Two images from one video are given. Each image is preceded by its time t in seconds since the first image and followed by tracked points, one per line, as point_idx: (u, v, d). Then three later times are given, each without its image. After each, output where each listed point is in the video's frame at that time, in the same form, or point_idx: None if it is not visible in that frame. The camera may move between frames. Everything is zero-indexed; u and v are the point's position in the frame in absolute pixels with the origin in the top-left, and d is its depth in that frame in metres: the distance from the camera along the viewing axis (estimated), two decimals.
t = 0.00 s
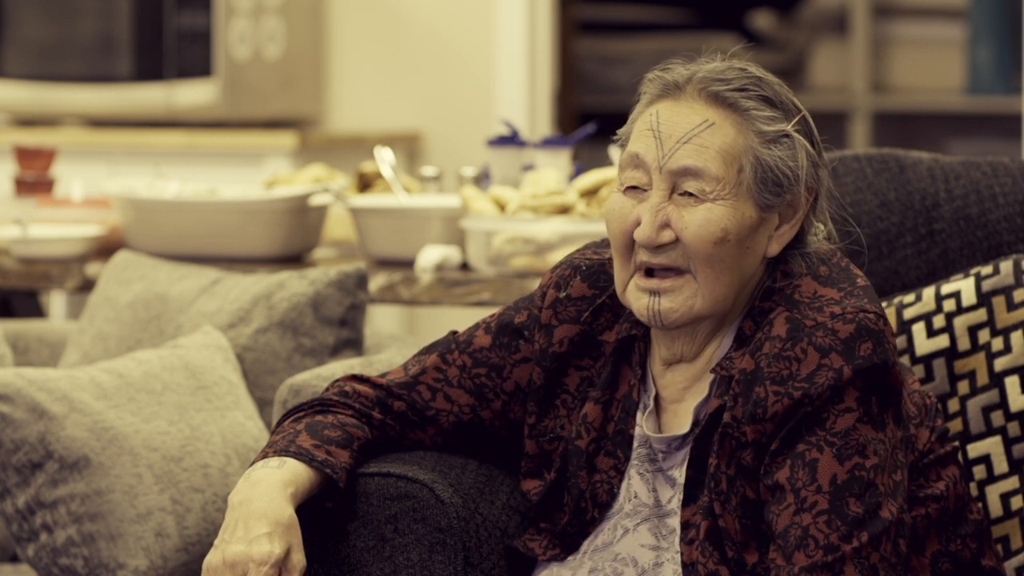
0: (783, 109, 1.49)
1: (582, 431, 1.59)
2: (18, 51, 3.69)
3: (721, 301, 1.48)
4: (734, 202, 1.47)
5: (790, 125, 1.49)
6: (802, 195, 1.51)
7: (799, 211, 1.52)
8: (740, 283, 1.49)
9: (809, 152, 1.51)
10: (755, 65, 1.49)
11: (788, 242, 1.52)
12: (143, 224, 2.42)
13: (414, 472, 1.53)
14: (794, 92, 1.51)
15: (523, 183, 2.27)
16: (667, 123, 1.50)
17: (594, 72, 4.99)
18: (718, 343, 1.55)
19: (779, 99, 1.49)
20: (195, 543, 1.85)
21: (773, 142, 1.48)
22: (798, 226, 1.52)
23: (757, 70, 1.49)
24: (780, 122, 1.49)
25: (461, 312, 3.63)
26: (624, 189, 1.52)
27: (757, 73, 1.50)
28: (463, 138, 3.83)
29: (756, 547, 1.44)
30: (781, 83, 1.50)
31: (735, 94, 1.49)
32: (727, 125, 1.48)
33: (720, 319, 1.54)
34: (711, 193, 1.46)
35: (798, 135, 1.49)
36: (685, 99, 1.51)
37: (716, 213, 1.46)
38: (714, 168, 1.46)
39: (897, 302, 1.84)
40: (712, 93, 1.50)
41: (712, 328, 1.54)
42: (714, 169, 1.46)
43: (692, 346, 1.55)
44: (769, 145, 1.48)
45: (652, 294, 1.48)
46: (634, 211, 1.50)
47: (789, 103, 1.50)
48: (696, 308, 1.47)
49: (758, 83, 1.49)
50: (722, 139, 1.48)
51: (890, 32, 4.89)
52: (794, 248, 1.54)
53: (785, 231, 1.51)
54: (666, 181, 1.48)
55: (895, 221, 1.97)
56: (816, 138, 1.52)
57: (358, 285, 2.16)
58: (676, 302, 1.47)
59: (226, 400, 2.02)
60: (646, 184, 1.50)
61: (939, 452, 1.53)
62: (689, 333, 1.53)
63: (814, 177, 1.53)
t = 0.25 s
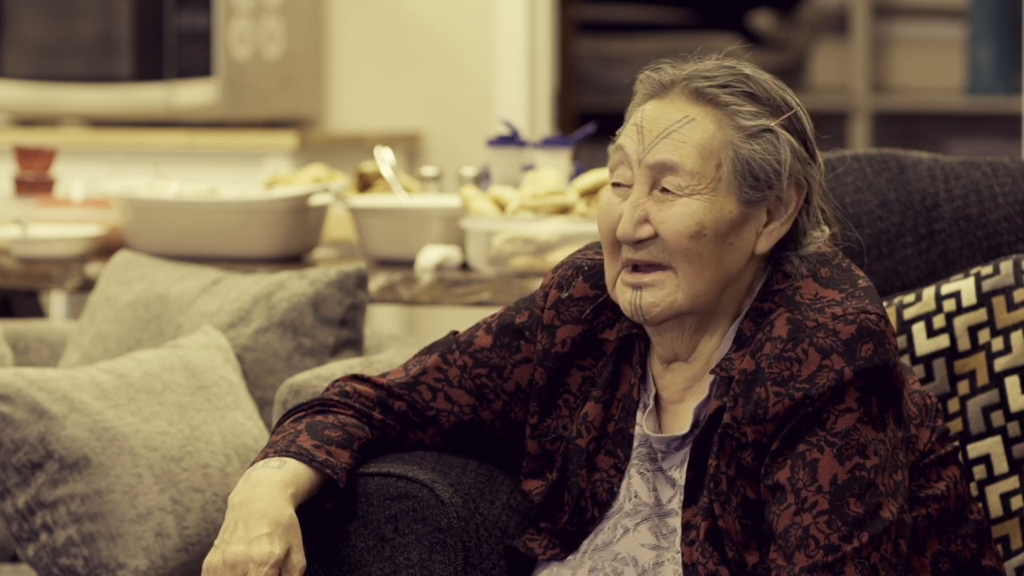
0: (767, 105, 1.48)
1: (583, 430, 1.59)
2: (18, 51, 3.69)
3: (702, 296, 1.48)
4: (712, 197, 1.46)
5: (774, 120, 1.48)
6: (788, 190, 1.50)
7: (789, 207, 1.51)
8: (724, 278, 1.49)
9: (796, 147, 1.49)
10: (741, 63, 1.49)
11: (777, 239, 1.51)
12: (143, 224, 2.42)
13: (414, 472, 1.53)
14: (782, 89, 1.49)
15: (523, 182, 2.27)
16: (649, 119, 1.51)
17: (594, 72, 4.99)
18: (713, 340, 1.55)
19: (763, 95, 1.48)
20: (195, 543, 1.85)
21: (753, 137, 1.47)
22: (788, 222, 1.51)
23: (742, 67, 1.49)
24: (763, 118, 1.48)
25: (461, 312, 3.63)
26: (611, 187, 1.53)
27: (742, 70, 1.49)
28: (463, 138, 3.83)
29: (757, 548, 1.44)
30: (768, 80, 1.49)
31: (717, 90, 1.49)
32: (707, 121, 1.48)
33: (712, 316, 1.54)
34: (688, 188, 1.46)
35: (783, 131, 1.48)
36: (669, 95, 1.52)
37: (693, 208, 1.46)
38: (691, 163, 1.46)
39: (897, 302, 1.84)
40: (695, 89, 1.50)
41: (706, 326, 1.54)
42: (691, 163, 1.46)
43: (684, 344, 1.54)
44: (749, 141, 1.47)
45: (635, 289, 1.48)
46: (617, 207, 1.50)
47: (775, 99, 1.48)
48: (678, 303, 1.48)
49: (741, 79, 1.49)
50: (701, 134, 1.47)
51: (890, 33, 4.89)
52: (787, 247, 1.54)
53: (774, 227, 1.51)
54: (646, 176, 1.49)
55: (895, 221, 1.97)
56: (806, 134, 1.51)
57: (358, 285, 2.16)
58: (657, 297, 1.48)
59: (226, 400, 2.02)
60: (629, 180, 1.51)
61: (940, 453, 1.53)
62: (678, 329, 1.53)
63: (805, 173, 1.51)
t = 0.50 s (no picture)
0: (741, 100, 1.49)
1: (582, 431, 1.59)
2: (18, 51, 3.69)
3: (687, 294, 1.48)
4: (690, 194, 1.47)
5: (748, 115, 1.48)
6: (767, 183, 1.50)
7: (771, 202, 1.51)
8: (708, 276, 1.48)
9: (773, 140, 1.49)
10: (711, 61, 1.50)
11: (761, 234, 1.51)
12: (143, 224, 2.42)
13: (414, 472, 1.53)
14: (756, 83, 1.50)
15: (523, 183, 2.27)
16: (624, 123, 1.51)
17: (594, 72, 4.99)
18: (705, 340, 1.55)
19: (736, 91, 1.49)
20: (195, 543, 1.85)
21: (727, 133, 1.48)
22: (771, 217, 1.52)
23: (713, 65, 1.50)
24: (737, 113, 1.48)
25: (461, 313, 3.63)
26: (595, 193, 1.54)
27: (715, 69, 1.50)
28: (463, 138, 3.83)
29: (756, 548, 1.44)
30: (742, 76, 1.50)
31: (690, 89, 1.49)
32: (681, 119, 1.49)
33: (703, 317, 1.53)
34: (666, 187, 1.47)
35: (758, 124, 1.48)
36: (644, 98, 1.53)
37: (671, 206, 1.46)
38: (667, 162, 1.47)
39: (897, 302, 1.84)
40: (669, 90, 1.50)
41: (698, 326, 1.54)
42: (666, 162, 1.47)
43: (677, 345, 1.54)
44: (723, 137, 1.47)
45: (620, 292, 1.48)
46: (598, 211, 1.51)
47: (749, 95, 1.49)
48: (663, 303, 1.47)
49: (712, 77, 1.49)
50: (675, 133, 1.48)
51: (890, 33, 4.89)
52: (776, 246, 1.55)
53: (758, 223, 1.51)
54: (624, 179, 1.49)
55: (895, 221, 1.97)
56: (783, 128, 1.51)
57: (358, 285, 2.16)
58: (641, 299, 1.47)
59: (226, 400, 2.02)
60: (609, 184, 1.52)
61: (939, 451, 1.53)
62: (670, 330, 1.52)
63: (785, 166, 1.51)
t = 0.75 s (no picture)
0: (726, 94, 1.49)
1: (580, 430, 1.59)
2: (18, 51, 3.69)
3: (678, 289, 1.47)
4: (677, 188, 1.47)
5: (733, 108, 1.49)
6: (754, 174, 1.50)
7: (760, 194, 1.51)
8: (699, 269, 1.48)
9: (759, 132, 1.49)
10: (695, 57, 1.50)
11: (752, 226, 1.51)
12: (143, 224, 2.42)
13: (414, 472, 1.53)
14: (740, 77, 1.50)
15: (523, 183, 2.27)
16: (611, 122, 1.52)
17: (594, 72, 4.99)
18: (700, 337, 1.54)
19: (720, 84, 1.49)
20: (195, 543, 1.85)
21: (712, 126, 1.48)
22: (761, 209, 1.51)
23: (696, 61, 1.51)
24: (721, 105, 1.49)
25: (461, 312, 3.63)
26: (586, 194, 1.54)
27: (698, 65, 1.51)
28: (463, 138, 3.83)
29: (755, 548, 1.44)
30: (725, 71, 1.51)
31: (674, 85, 1.50)
32: (665, 116, 1.49)
33: (697, 313, 1.53)
34: (653, 182, 1.47)
35: (743, 116, 1.48)
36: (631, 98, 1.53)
37: (659, 201, 1.46)
38: (653, 157, 1.47)
39: (897, 301, 1.84)
40: (654, 87, 1.51)
41: (692, 322, 1.53)
42: (652, 157, 1.47)
43: (671, 343, 1.54)
44: (708, 130, 1.48)
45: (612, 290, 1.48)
46: (588, 211, 1.51)
47: (734, 88, 1.49)
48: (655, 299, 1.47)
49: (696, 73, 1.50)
50: (660, 128, 1.49)
51: (890, 33, 4.89)
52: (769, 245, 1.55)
53: (748, 215, 1.50)
54: (612, 177, 1.50)
55: (895, 221, 1.97)
56: (770, 120, 1.51)
57: (358, 285, 2.16)
58: (632, 295, 1.47)
59: (226, 400, 2.02)
60: (599, 185, 1.52)
61: (938, 451, 1.53)
62: (664, 327, 1.52)
63: (773, 158, 1.51)
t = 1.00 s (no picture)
0: (733, 95, 1.49)
1: (581, 430, 1.59)
2: (18, 51, 3.69)
3: (683, 289, 1.47)
4: (684, 188, 1.47)
5: (740, 109, 1.49)
6: (760, 175, 1.50)
7: (766, 195, 1.51)
8: (704, 270, 1.48)
9: (766, 133, 1.49)
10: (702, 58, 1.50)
11: (758, 228, 1.51)
12: (143, 224, 2.42)
13: (414, 472, 1.53)
14: (747, 78, 1.50)
15: (523, 183, 2.27)
16: (618, 122, 1.52)
17: (594, 72, 4.99)
18: (703, 337, 1.55)
19: (727, 85, 1.49)
20: (195, 543, 1.85)
21: (720, 127, 1.48)
22: (766, 211, 1.51)
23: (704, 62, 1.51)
24: (728, 106, 1.49)
25: (461, 312, 3.63)
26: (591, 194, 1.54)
27: (704, 65, 1.51)
28: (463, 138, 3.83)
29: (755, 548, 1.44)
30: (733, 72, 1.51)
31: (681, 86, 1.50)
32: (672, 116, 1.49)
33: (701, 314, 1.53)
34: (660, 182, 1.47)
35: (750, 118, 1.49)
36: (637, 98, 1.53)
37: (665, 201, 1.46)
38: (660, 157, 1.47)
39: (897, 302, 1.84)
40: (661, 87, 1.51)
41: (695, 323, 1.54)
42: (660, 157, 1.47)
43: (675, 343, 1.54)
44: (716, 130, 1.48)
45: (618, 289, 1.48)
46: (593, 210, 1.51)
47: (741, 89, 1.49)
48: (660, 299, 1.47)
49: (704, 74, 1.50)
50: (668, 128, 1.49)
51: (890, 33, 4.89)
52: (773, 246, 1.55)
53: (754, 217, 1.51)
54: (619, 177, 1.50)
55: (895, 221, 1.97)
56: (776, 121, 1.51)
57: (358, 285, 2.16)
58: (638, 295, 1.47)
59: (226, 400, 2.02)
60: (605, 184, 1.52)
61: (939, 451, 1.53)
62: (667, 327, 1.53)
63: (779, 159, 1.51)
